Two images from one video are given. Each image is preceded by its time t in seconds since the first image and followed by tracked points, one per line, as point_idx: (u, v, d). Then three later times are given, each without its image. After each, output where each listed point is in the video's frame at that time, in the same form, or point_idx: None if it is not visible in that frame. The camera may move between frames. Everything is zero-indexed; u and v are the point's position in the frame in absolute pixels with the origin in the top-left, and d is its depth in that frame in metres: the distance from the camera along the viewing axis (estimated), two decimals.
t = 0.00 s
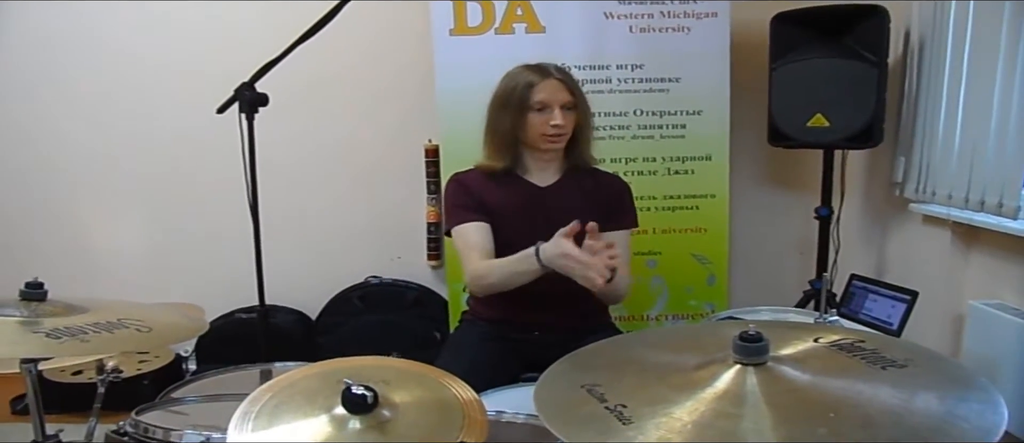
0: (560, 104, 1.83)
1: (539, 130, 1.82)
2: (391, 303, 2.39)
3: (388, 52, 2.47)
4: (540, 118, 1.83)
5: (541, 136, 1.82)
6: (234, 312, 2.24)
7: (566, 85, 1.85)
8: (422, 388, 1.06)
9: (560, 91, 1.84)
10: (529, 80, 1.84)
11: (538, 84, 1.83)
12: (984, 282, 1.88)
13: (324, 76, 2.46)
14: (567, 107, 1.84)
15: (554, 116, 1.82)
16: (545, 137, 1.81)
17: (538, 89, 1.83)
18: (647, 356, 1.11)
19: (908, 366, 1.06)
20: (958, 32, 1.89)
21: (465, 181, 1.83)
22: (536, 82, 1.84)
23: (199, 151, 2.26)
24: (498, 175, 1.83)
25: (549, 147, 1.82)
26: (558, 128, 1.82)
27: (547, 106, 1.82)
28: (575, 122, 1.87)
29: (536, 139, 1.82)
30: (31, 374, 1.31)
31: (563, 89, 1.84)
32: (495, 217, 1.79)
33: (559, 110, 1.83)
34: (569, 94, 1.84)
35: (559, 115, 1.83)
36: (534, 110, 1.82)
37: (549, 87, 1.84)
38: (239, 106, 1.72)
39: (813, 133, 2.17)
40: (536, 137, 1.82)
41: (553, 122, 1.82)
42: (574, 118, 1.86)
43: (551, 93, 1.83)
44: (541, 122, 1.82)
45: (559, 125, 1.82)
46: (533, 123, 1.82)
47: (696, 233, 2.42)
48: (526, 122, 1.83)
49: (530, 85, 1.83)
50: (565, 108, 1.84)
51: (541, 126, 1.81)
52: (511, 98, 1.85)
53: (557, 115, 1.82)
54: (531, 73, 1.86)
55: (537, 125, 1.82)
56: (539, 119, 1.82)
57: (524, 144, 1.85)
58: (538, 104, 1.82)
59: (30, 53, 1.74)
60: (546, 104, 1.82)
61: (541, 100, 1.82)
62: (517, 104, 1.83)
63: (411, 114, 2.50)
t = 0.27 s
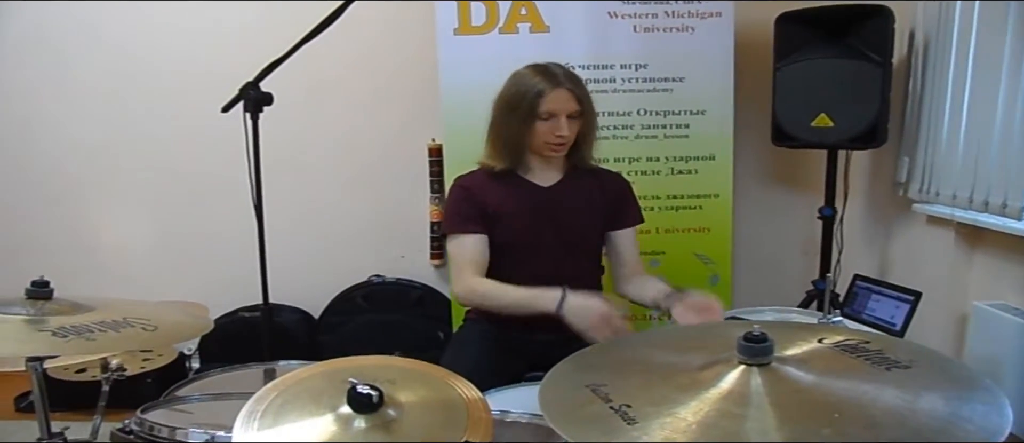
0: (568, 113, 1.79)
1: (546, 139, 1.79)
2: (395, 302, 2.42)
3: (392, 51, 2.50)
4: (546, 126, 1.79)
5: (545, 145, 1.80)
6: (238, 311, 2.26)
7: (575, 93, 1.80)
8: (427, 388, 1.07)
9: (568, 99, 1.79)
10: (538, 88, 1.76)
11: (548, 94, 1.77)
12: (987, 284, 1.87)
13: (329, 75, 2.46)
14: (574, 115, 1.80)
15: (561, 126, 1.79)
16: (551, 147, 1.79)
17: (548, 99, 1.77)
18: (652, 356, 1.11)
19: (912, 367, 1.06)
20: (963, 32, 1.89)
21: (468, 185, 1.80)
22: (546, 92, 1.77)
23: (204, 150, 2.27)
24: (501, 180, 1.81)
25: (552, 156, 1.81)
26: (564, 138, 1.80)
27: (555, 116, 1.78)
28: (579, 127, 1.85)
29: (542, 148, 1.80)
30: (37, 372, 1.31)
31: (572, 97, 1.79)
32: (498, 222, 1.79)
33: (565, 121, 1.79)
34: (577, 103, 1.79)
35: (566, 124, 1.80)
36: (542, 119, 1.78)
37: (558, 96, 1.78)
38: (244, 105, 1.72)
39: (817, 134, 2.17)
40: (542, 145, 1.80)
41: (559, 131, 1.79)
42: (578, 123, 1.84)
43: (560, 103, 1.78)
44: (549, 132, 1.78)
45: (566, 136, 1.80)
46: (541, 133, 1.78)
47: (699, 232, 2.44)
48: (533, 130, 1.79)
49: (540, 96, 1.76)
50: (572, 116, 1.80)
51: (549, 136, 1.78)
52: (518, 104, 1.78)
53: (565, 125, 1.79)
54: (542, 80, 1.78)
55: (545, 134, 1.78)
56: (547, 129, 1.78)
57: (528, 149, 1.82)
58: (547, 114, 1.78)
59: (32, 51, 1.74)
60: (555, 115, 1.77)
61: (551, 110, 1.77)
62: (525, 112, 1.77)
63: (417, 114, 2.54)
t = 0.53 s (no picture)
0: (580, 111, 1.63)
1: (555, 138, 1.62)
2: (395, 297, 2.37)
3: (394, 45, 2.45)
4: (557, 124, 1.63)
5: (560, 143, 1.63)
6: (240, 306, 2.24)
7: (587, 90, 1.64)
8: (433, 388, 1.06)
9: (580, 96, 1.63)
10: (547, 84, 1.62)
11: (557, 89, 1.62)
12: (992, 282, 1.86)
13: (332, 69, 2.45)
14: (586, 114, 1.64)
15: (572, 124, 1.62)
16: (561, 146, 1.62)
17: (557, 94, 1.62)
18: (660, 355, 1.10)
19: (925, 368, 1.05)
20: (971, 29, 1.88)
21: (470, 186, 1.66)
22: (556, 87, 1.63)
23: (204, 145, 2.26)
24: (505, 181, 1.65)
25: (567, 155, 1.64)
26: (576, 136, 1.62)
27: (565, 113, 1.62)
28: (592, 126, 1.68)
29: (550, 147, 1.63)
30: (38, 368, 1.31)
31: (584, 94, 1.64)
32: (500, 223, 1.65)
33: (578, 118, 1.63)
34: (588, 100, 1.64)
35: (577, 122, 1.63)
36: (552, 117, 1.62)
37: (568, 92, 1.62)
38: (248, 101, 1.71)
39: (823, 131, 2.16)
40: (551, 144, 1.63)
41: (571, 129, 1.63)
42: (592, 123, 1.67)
43: (570, 99, 1.62)
44: (558, 130, 1.62)
45: (577, 134, 1.62)
46: (549, 130, 1.62)
47: (702, 229, 2.41)
48: (541, 128, 1.63)
49: (549, 91, 1.62)
50: (585, 114, 1.64)
51: (558, 134, 1.62)
52: (525, 100, 1.64)
53: (576, 123, 1.62)
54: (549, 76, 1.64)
55: (554, 132, 1.62)
56: (556, 127, 1.62)
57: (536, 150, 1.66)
58: (556, 110, 1.62)
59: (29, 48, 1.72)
60: (565, 112, 1.62)
61: (560, 106, 1.61)
62: (532, 108, 1.63)
63: (419, 109, 2.49)
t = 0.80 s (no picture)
0: (553, 93, 1.54)
1: (529, 125, 1.54)
2: (372, 297, 2.32)
3: (375, 41, 2.40)
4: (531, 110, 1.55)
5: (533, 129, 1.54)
6: (214, 304, 2.19)
7: (561, 73, 1.56)
8: (419, 398, 1.02)
9: (553, 78, 1.55)
10: (519, 71, 1.57)
11: (529, 74, 1.56)
12: (971, 285, 1.87)
13: (310, 64, 2.40)
14: (562, 97, 1.55)
15: (545, 107, 1.53)
16: (535, 132, 1.54)
17: (528, 79, 1.55)
18: (653, 362, 1.08)
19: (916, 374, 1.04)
20: (954, 32, 1.89)
21: (451, 181, 1.61)
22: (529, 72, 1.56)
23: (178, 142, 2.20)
24: (485, 176, 1.60)
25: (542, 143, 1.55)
26: (550, 119, 1.53)
27: (538, 96, 1.54)
28: (575, 112, 1.57)
29: (526, 135, 1.55)
30: None
31: (558, 76, 1.55)
32: (478, 220, 1.59)
33: (550, 101, 1.54)
34: (563, 83, 1.54)
35: (551, 105, 1.54)
36: (523, 101, 1.55)
37: (541, 76, 1.55)
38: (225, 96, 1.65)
39: (807, 132, 2.16)
40: (527, 132, 1.55)
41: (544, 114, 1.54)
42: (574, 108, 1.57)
43: (542, 82, 1.54)
44: (531, 115, 1.54)
45: (551, 116, 1.53)
46: (523, 117, 1.55)
47: (685, 230, 2.40)
48: (516, 116, 1.56)
49: (520, 76, 1.56)
50: (561, 98, 1.55)
51: (531, 120, 1.54)
52: (501, 90, 1.59)
53: (549, 105, 1.53)
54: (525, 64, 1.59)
55: (528, 119, 1.54)
56: (529, 112, 1.54)
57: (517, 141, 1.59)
58: (528, 95, 1.55)
59: None
60: (536, 95, 1.54)
61: (531, 90, 1.54)
62: (506, 96, 1.57)
63: (400, 106, 2.44)
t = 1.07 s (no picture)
0: (546, 92, 1.52)
1: (520, 124, 1.53)
2: (353, 303, 2.27)
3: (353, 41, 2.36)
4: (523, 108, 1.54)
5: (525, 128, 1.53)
6: (188, 313, 2.13)
7: (554, 71, 1.54)
8: (416, 417, 0.98)
9: (545, 77, 1.53)
10: (510, 69, 1.55)
11: (521, 72, 1.54)
12: (955, 285, 1.86)
13: (286, 64, 2.33)
14: (555, 96, 1.53)
15: (537, 106, 1.52)
16: (526, 131, 1.52)
17: (520, 77, 1.53)
18: (659, 374, 1.04)
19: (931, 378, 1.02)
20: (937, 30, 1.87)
21: (439, 183, 1.58)
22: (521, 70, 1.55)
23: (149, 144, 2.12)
24: (473, 178, 1.57)
25: (534, 142, 1.53)
26: (542, 119, 1.52)
27: (530, 95, 1.52)
28: (567, 112, 1.55)
29: (517, 134, 1.54)
30: None
31: (551, 75, 1.53)
32: (465, 223, 1.57)
33: (543, 100, 1.52)
34: (556, 82, 1.53)
35: (543, 104, 1.52)
36: (516, 100, 1.53)
37: (533, 75, 1.53)
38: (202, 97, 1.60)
39: (791, 133, 2.16)
40: (517, 131, 1.54)
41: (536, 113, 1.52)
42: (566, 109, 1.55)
43: (534, 80, 1.52)
44: (522, 114, 1.52)
45: (543, 116, 1.52)
46: (514, 116, 1.53)
47: (669, 232, 2.38)
48: (507, 115, 1.54)
49: (513, 73, 1.54)
50: (553, 97, 1.53)
51: (522, 119, 1.52)
52: (492, 89, 1.57)
53: (541, 104, 1.52)
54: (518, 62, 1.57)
55: (518, 118, 1.53)
56: (520, 111, 1.52)
57: (507, 141, 1.57)
58: (519, 93, 1.53)
59: None
60: (528, 94, 1.52)
61: (523, 88, 1.52)
62: (497, 95, 1.55)
63: (378, 109, 2.40)
